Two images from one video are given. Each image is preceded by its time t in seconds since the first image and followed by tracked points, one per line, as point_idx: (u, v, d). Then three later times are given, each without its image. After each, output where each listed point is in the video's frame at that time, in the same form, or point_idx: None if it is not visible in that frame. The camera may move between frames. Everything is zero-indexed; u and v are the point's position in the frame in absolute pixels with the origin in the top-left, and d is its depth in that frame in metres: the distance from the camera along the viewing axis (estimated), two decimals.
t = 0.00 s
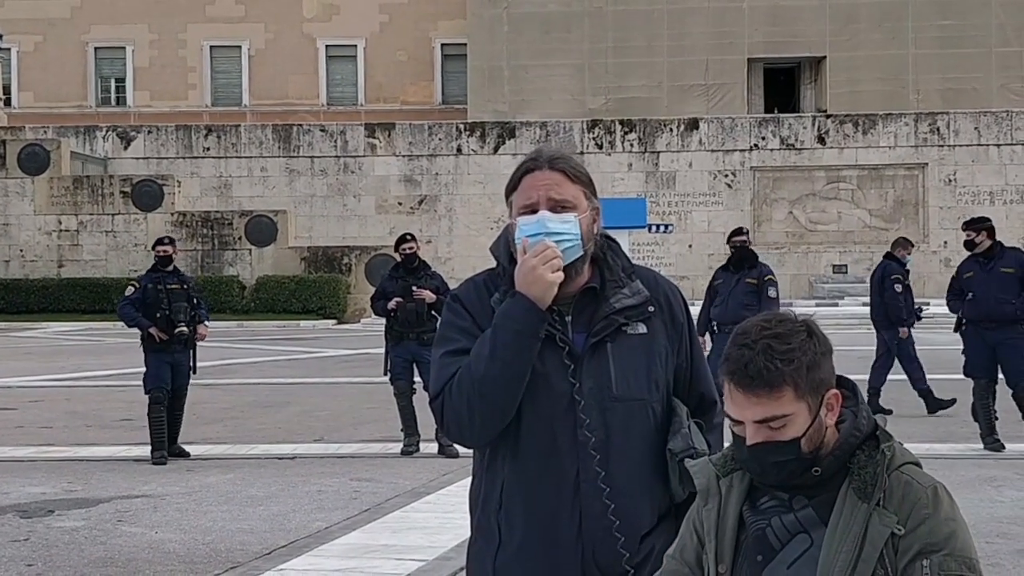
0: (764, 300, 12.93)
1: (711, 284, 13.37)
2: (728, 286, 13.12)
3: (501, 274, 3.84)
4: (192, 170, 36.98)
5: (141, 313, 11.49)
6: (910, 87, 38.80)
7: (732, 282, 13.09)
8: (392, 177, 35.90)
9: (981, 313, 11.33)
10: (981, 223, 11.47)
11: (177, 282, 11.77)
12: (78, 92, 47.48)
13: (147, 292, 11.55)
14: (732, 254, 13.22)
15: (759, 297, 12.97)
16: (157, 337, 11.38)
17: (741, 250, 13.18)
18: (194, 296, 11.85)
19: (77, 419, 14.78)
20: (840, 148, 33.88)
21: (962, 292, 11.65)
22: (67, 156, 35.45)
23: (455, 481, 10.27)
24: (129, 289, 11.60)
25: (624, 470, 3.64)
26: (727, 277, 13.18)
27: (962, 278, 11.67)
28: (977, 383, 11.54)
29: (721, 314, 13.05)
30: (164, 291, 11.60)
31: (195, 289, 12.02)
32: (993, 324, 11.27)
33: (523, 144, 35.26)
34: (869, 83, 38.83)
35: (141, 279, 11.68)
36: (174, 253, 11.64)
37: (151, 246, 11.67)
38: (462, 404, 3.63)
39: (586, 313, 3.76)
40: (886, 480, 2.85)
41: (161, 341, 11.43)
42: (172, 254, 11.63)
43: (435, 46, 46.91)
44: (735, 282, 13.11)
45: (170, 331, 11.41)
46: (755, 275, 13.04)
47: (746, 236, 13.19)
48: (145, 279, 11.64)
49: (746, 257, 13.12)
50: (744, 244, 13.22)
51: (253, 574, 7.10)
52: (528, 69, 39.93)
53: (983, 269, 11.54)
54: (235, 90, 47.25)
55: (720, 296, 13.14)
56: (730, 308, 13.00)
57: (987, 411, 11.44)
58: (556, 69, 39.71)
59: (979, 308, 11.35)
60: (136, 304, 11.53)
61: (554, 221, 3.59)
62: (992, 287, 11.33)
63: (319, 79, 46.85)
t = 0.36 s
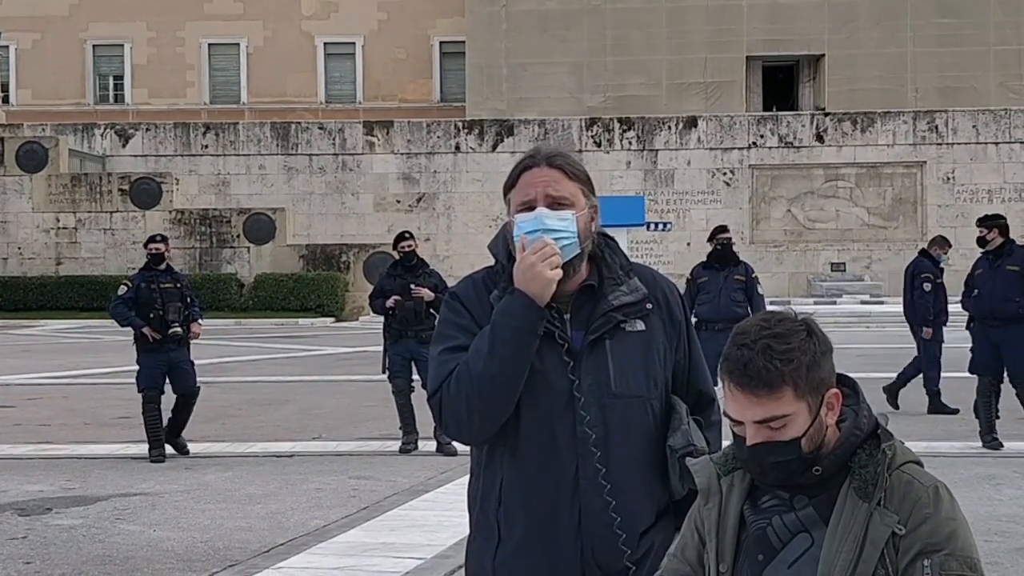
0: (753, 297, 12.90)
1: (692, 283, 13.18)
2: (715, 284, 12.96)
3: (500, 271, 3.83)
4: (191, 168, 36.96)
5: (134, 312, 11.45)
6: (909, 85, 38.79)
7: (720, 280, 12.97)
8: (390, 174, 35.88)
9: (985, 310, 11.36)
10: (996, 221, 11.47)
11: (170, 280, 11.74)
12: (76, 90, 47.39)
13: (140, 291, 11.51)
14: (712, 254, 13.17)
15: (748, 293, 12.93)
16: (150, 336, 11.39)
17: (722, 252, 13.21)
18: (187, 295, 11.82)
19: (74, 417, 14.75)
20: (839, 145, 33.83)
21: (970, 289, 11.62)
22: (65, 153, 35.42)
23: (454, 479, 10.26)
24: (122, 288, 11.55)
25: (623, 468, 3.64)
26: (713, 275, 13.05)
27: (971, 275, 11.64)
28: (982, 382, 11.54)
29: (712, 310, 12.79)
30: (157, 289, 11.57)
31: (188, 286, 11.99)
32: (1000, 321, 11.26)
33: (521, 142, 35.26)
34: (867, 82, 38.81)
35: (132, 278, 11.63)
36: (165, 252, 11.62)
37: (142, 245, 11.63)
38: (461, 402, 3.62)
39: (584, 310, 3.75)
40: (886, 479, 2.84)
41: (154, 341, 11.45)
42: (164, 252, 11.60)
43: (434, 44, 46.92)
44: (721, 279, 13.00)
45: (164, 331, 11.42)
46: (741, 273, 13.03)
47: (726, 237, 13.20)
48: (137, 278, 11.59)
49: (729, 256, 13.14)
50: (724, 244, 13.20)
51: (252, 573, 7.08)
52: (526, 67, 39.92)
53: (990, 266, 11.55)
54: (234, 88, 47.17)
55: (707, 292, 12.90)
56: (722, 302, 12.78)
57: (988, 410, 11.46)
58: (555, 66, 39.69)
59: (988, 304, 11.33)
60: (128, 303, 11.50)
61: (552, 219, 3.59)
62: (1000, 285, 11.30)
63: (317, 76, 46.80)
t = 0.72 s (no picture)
0: (747, 296, 12.97)
1: (685, 282, 13.06)
2: (711, 285, 12.91)
3: (506, 271, 3.83)
4: (193, 168, 36.98)
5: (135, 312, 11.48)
6: (910, 85, 38.80)
7: (715, 281, 12.90)
8: (392, 175, 35.89)
9: (1008, 313, 11.28)
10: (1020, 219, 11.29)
11: (172, 280, 11.73)
12: (78, 90, 47.43)
13: (141, 291, 11.52)
14: (702, 254, 13.05)
15: (743, 293, 12.95)
16: (150, 336, 11.39)
17: (711, 251, 13.09)
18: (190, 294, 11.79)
19: (76, 417, 14.76)
20: (841, 146, 33.82)
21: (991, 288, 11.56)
22: (67, 153, 35.42)
23: (457, 479, 10.27)
24: (124, 288, 11.59)
25: (629, 468, 3.63)
26: (708, 276, 12.95)
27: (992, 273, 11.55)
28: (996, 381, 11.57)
29: (713, 313, 12.79)
30: (158, 289, 11.56)
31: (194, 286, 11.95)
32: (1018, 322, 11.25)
33: (524, 142, 35.19)
34: (869, 82, 38.83)
35: (135, 278, 11.65)
36: (164, 252, 11.58)
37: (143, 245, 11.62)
38: (467, 401, 3.62)
39: (591, 310, 3.76)
40: (895, 481, 2.84)
41: (155, 341, 11.45)
42: (163, 252, 11.57)
43: (436, 44, 46.96)
44: (716, 280, 12.95)
45: (164, 330, 11.41)
46: (733, 272, 13.00)
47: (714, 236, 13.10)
48: (139, 278, 11.60)
49: (719, 255, 13.04)
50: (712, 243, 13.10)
51: (255, 572, 7.08)
52: (528, 67, 39.95)
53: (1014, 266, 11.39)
54: (235, 88, 47.19)
55: (705, 294, 12.86)
56: (721, 305, 12.79)
57: (998, 410, 11.51)
58: (556, 67, 39.69)
59: (1008, 305, 11.30)
60: (130, 303, 11.52)
61: (559, 217, 3.60)
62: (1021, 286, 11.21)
63: (319, 76, 46.82)
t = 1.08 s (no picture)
0: (750, 295, 12.95)
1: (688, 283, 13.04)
2: (713, 286, 12.89)
3: (511, 271, 3.83)
4: (196, 168, 36.99)
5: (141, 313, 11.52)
6: (913, 85, 38.80)
7: (718, 281, 12.88)
8: (395, 174, 35.87)
9: None
10: None
11: (179, 279, 11.72)
12: (81, 90, 47.47)
13: (147, 290, 11.56)
14: (704, 255, 13.02)
15: (746, 292, 12.94)
16: (154, 335, 11.41)
17: (713, 252, 13.07)
18: (198, 293, 11.74)
19: (80, 416, 14.77)
20: (844, 146, 33.78)
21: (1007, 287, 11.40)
22: (70, 153, 35.46)
23: (460, 479, 10.28)
24: (133, 288, 11.66)
25: (635, 469, 3.63)
26: (710, 276, 12.93)
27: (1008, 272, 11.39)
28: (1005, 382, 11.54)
29: (715, 313, 12.78)
30: (163, 288, 11.57)
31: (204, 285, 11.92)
32: None
33: (526, 142, 35.22)
34: (872, 83, 38.82)
35: (143, 278, 11.69)
36: (169, 252, 11.57)
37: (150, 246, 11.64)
38: (473, 402, 3.62)
39: (595, 311, 3.75)
40: (902, 483, 2.85)
41: (160, 340, 11.45)
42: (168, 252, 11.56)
43: (439, 43, 46.96)
44: (719, 280, 12.92)
45: (166, 330, 11.39)
46: (736, 272, 12.97)
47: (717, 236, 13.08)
48: (146, 277, 11.65)
49: (721, 256, 13.01)
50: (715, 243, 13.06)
51: (258, 573, 7.09)
52: (531, 67, 39.95)
53: None
54: (238, 88, 47.20)
55: (708, 295, 12.84)
56: (724, 306, 12.77)
57: (1006, 412, 11.51)
58: (559, 67, 39.69)
59: None
60: (138, 303, 11.58)
61: (563, 219, 3.59)
62: None
63: (322, 76, 46.83)
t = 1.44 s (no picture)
0: (757, 295, 12.90)
1: (695, 283, 13.08)
2: (718, 286, 12.91)
3: (510, 273, 3.83)
4: (195, 169, 36.99)
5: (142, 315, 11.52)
6: (912, 87, 38.82)
7: (722, 281, 12.89)
8: (394, 175, 35.87)
9: None
10: None
11: (181, 280, 11.71)
12: (80, 90, 47.48)
13: (150, 291, 11.59)
14: (712, 254, 13.04)
15: (751, 293, 12.89)
16: (155, 336, 11.41)
17: (721, 251, 13.07)
18: (200, 294, 11.73)
19: (80, 417, 14.77)
20: (843, 147, 33.78)
21: (1005, 289, 11.36)
22: (69, 155, 35.49)
23: (459, 480, 10.28)
24: (136, 289, 11.69)
25: (634, 470, 3.63)
26: (716, 276, 12.95)
27: (1006, 273, 11.41)
28: (1005, 381, 11.52)
29: (716, 312, 12.80)
30: (165, 289, 11.58)
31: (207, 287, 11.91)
32: None
33: (525, 143, 35.26)
34: (871, 83, 38.85)
35: (145, 280, 11.69)
36: (173, 252, 11.56)
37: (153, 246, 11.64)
38: (472, 404, 3.62)
39: (594, 312, 3.75)
40: (901, 482, 2.84)
41: (161, 341, 11.45)
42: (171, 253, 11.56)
43: (438, 45, 46.93)
44: (724, 280, 12.93)
45: (166, 330, 11.39)
46: (743, 272, 12.94)
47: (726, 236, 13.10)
48: (149, 279, 11.67)
49: (729, 256, 13.01)
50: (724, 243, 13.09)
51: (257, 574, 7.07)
52: (530, 68, 39.95)
53: None
54: (237, 88, 47.19)
55: (712, 295, 12.86)
56: (728, 307, 12.77)
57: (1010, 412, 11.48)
58: (559, 68, 39.70)
59: None
60: (140, 304, 11.60)
61: (561, 220, 3.58)
62: None
63: (321, 77, 46.81)
